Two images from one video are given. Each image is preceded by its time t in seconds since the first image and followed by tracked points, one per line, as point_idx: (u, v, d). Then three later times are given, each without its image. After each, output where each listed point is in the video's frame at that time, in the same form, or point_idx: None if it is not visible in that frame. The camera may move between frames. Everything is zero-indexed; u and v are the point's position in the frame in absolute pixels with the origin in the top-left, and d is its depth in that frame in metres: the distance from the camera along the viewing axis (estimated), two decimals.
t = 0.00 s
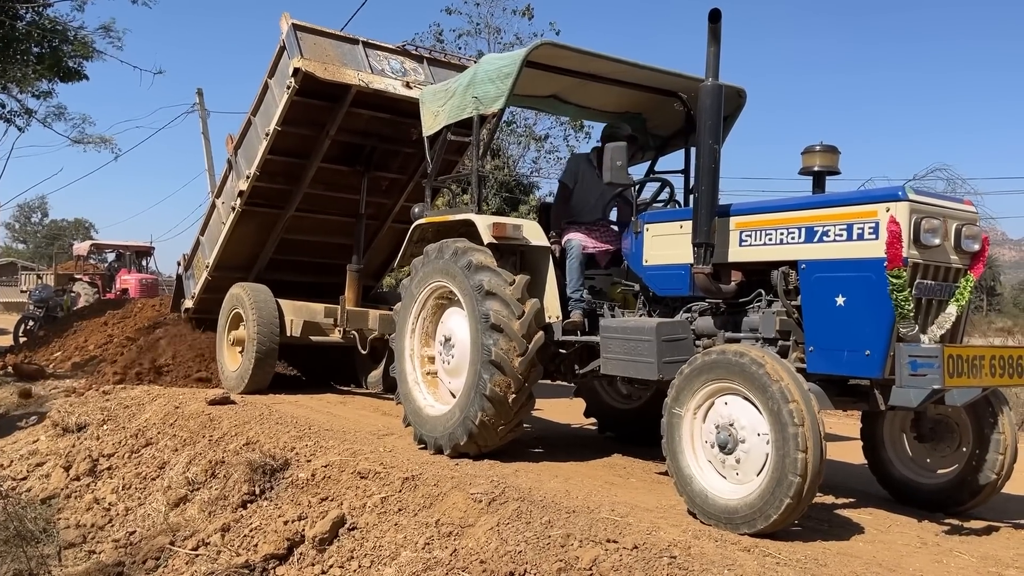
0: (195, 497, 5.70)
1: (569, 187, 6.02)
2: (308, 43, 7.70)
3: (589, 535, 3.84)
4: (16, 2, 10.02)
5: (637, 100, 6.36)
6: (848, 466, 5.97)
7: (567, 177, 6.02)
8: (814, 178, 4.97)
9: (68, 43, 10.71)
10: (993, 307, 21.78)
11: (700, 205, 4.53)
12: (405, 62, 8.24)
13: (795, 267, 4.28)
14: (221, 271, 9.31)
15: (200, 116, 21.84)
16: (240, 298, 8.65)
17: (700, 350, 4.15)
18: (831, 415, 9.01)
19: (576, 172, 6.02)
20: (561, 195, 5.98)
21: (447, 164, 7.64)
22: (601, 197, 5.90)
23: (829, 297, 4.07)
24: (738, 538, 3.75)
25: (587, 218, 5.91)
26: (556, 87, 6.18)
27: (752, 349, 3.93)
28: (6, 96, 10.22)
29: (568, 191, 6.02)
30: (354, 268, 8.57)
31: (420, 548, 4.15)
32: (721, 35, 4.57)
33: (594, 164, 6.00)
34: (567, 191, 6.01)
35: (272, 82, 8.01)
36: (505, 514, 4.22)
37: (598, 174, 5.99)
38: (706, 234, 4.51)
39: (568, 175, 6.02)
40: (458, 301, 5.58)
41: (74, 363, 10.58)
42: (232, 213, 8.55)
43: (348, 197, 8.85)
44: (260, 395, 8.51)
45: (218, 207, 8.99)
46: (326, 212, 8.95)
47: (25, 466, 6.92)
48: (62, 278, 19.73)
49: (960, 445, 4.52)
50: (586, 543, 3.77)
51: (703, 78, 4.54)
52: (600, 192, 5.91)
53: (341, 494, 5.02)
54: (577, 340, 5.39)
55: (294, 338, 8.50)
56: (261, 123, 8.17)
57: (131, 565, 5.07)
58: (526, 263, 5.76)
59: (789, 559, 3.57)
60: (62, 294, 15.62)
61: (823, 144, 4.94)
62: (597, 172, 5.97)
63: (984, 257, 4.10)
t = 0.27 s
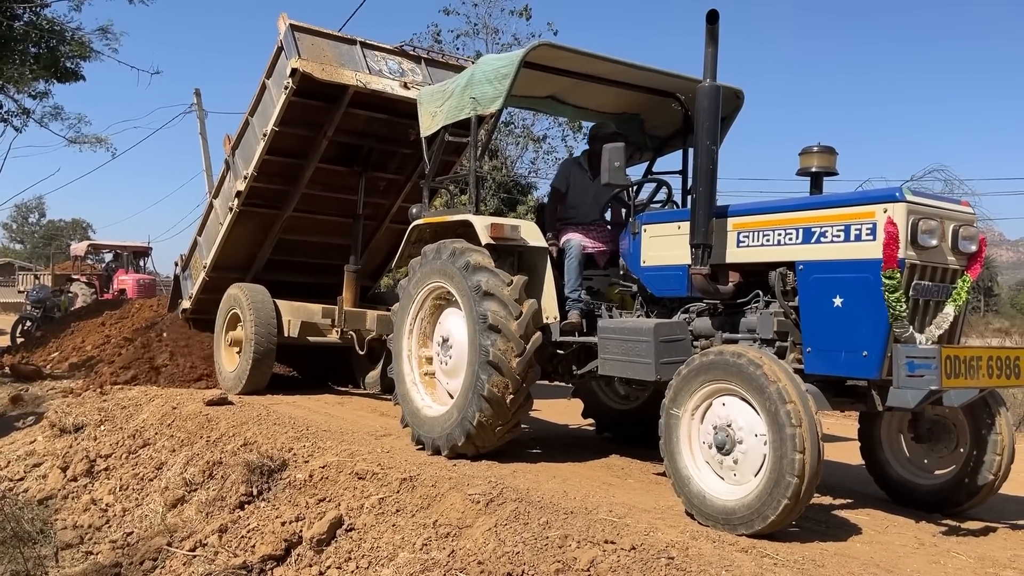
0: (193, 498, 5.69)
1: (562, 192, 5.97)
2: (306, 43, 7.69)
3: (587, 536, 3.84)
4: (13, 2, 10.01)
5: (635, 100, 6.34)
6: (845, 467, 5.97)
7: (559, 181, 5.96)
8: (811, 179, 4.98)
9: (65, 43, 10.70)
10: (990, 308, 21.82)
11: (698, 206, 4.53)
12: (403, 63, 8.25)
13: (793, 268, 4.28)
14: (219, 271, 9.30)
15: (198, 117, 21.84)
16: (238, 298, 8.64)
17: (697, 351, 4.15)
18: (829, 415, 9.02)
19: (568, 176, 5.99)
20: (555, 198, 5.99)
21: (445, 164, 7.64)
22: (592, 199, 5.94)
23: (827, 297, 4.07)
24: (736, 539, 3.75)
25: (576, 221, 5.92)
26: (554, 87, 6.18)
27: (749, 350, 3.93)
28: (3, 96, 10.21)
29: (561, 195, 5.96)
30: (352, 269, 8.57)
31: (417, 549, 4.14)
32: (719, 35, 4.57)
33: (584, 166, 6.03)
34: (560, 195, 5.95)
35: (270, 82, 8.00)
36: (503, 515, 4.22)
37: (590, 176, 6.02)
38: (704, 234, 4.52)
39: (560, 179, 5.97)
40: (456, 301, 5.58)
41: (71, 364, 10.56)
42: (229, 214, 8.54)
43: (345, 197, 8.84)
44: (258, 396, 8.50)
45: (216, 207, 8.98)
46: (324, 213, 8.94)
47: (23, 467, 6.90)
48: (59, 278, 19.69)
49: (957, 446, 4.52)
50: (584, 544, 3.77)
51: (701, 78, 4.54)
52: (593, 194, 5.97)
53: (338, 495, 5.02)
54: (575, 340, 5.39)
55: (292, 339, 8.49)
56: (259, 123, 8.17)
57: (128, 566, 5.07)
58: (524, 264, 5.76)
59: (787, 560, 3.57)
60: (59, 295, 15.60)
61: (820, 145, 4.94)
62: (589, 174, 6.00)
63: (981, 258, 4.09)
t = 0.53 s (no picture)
0: (190, 499, 5.68)
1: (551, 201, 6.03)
2: (304, 43, 7.70)
3: (584, 537, 3.84)
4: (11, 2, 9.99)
5: (634, 100, 6.33)
6: (843, 467, 5.98)
7: (546, 191, 6.02)
8: (809, 180, 4.98)
9: (63, 43, 10.67)
10: (988, 308, 21.84)
11: (696, 206, 4.53)
12: (401, 63, 8.25)
13: (791, 269, 4.29)
14: (217, 272, 9.29)
15: (196, 117, 21.83)
16: (236, 299, 8.63)
17: (695, 352, 4.15)
18: (827, 416, 9.02)
19: (554, 185, 6.03)
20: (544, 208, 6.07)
21: (443, 165, 7.64)
22: (582, 200, 5.98)
23: (824, 298, 4.07)
24: (734, 539, 3.75)
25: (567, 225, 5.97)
26: (551, 88, 6.18)
27: (747, 350, 3.93)
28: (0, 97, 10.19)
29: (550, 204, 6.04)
30: (350, 269, 8.57)
31: (415, 550, 4.14)
32: (717, 36, 4.57)
33: (567, 170, 6.09)
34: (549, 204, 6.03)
35: (268, 83, 8.00)
36: (501, 516, 4.22)
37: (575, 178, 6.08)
38: (702, 235, 4.52)
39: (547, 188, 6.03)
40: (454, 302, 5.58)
41: (69, 364, 10.55)
42: (227, 214, 8.54)
43: (343, 198, 8.84)
44: (256, 397, 8.50)
45: (213, 207, 8.97)
46: (322, 213, 8.94)
47: (20, 468, 6.89)
48: (57, 278, 19.67)
49: (955, 445, 4.53)
50: (581, 545, 3.77)
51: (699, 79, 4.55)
52: (580, 195, 6.01)
53: (336, 495, 5.01)
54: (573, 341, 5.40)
55: (290, 340, 8.49)
56: (257, 124, 8.17)
57: (125, 567, 5.06)
58: (522, 265, 5.76)
59: (784, 560, 3.57)
60: (56, 295, 15.58)
61: (818, 146, 4.94)
62: (574, 176, 6.06)
63: (979, 259, 4.10)
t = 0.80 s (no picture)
0: (187, 500, 5.67)
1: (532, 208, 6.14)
2: (301, 44, 7.70)
3: (581, 538, 3.84)
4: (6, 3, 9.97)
5: (631, 101, 6.33)
6: (840, 468, 5.99)
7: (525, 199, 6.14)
8: (806, 181, 4.99)
9: (59, 44, 10.64)
10: (985, 309, 21.88)
11: (693, 207, 4.53)
12: (398, 64, 8.25)
13: (788, 270, 4.29)
14: (214, 273, 9.28)
15: (192, 117, 21.81)
16: (233, 300, 8.62)
17: (692, 353, 4.14)
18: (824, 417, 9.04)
19: (534, 192, 6.13)
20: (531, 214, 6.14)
21: (440, 166, 7.64)
22: (560, 199, 6.02)
23: (821, 299, 4.07)
24: (731, 540, 3.76)
25: (553, 228, 6.00)
26: (548, 89, 6.18)
27: (745, 351, 3.92)
28: None
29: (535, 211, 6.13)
30: (347, 270, 8.57)
31: (412, 551, 4.14)
32: (714, 37, 4.57)
33: (543, 172, 6.16)
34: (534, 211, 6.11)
35: (265, 84, 7.99)
36: (498, 517, 4.21)
37: (552, 179, 6.14)
38: (699, 236, 4.51)
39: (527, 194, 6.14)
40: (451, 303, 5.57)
41: (66, 365, 10.53)
42: (224, 215, 8.53)
43: (341, 199, 8.83)
44: (253, 398, 8.49)
45: (210, 208, 8.96)
46: (319, 214, 8.93)
47: (16, 470, 6.88)
48: (53, 279, 19.63)
49: (951, 446, 4.54)
50: (578, 546, 3.77)
51: (696, 80, 4.55)
52: (557, 194, 6.05)
53: (333, 496, 5.01)
54: (570, 343, 5.40)
55: (287, 341, 8.48)
56: (254, 125, 8.16)
57: (121, 568, 5.06)
58: (519, 265, 5.76)
59: (780, 561, 3.57)
60: (53, 296, 15.55)
61: (815, 147, 4.94)
62: (550, 176, 6.13)
63: (974, 261, 4.10)
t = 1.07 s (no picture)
0: (183, 501, 5.64)
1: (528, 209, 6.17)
2: (298, 44, 7.67)
3: (578, 538, 3.82)
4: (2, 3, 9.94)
5: (629, 101, 6.32)
6: (839, 469, 5.97)
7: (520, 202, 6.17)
8: (806, 181, 4.97)
9: (55, 45, 10.60)
10: (982, 309, 21.90)
11: (692, 207, 4.51)
12: (396, 64, 8.23)
13: (788, 270, 4.28)
14: (211, 274, 9.24)
15: (189, 118, 21.78)
16: (230, 301, 8.58)
17: (695, 352, 4.11)
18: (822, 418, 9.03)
19: (528, 193, 6.12)
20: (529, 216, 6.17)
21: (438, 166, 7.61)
22: (551, 200, 5.97)
23: (821, 299, 4.06)
24: (727, 541, 3.74)
25: (548, 227, 5.98)
26: (546, 89, 6.16)
27: (750, 354, 3.89)
28: None
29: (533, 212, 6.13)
30: (344, 271, 8.55)
31: (408, 552, 4.11)
32: (713, 37, 4.55)
33: (532, 173, 6.11)
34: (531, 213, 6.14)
35: (262, 84, 7.97)
36: (494, 518, 4.19)
37: (542, 178, 6.09)
38: (698, 236, 4.50)
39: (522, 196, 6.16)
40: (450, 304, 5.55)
41: (62, 366, 10.49)
42: (221, 216, 8.50)
43: (338, 199, 8.81)
44: (250, 399, 8.46)
45: (207, 209, 8.93)
46: (316, 215, 8.90)
47: (12, 471, 6.84)
48: (50, 280, 19.55)
49: (952, 448, 4.51)
50: (575, 546, 3.75)
51: (695, 80, 4.53)
52: (545, 193, 5.99)
53: (329, 497, 4.99)
54: (569, 343, 5.38)
55: (285, 342, 8.45)
56: (251, 125, 8.13)
57: (117, 569, 5.03)
58: (517, 266, 5.74)
59: (777, 561, 3.56)
60: (49, 297, 15.50)
61: (815, 147, 4.93)
62: (539, 177, 6.08)
63: (975, 261, 4.08)
